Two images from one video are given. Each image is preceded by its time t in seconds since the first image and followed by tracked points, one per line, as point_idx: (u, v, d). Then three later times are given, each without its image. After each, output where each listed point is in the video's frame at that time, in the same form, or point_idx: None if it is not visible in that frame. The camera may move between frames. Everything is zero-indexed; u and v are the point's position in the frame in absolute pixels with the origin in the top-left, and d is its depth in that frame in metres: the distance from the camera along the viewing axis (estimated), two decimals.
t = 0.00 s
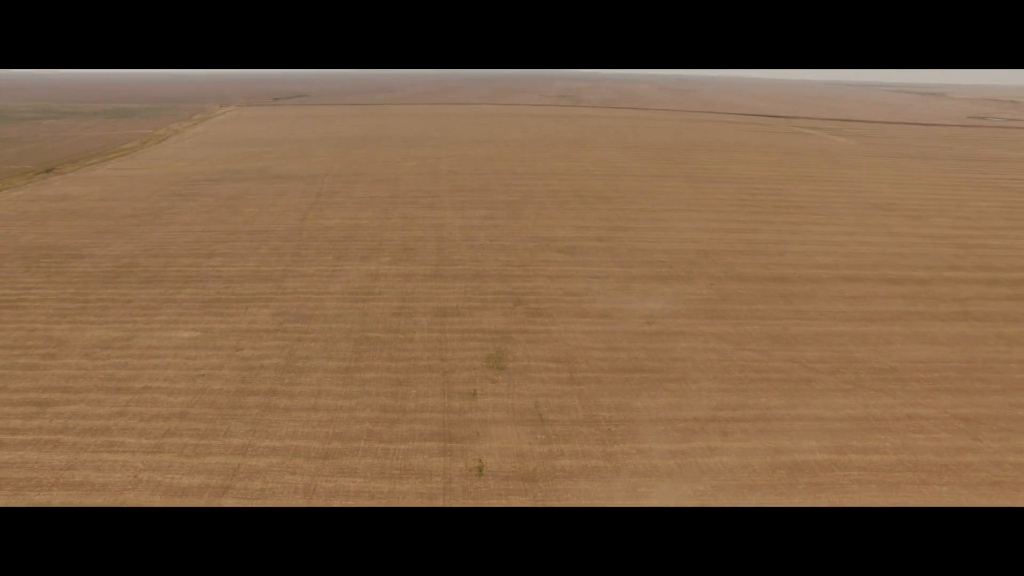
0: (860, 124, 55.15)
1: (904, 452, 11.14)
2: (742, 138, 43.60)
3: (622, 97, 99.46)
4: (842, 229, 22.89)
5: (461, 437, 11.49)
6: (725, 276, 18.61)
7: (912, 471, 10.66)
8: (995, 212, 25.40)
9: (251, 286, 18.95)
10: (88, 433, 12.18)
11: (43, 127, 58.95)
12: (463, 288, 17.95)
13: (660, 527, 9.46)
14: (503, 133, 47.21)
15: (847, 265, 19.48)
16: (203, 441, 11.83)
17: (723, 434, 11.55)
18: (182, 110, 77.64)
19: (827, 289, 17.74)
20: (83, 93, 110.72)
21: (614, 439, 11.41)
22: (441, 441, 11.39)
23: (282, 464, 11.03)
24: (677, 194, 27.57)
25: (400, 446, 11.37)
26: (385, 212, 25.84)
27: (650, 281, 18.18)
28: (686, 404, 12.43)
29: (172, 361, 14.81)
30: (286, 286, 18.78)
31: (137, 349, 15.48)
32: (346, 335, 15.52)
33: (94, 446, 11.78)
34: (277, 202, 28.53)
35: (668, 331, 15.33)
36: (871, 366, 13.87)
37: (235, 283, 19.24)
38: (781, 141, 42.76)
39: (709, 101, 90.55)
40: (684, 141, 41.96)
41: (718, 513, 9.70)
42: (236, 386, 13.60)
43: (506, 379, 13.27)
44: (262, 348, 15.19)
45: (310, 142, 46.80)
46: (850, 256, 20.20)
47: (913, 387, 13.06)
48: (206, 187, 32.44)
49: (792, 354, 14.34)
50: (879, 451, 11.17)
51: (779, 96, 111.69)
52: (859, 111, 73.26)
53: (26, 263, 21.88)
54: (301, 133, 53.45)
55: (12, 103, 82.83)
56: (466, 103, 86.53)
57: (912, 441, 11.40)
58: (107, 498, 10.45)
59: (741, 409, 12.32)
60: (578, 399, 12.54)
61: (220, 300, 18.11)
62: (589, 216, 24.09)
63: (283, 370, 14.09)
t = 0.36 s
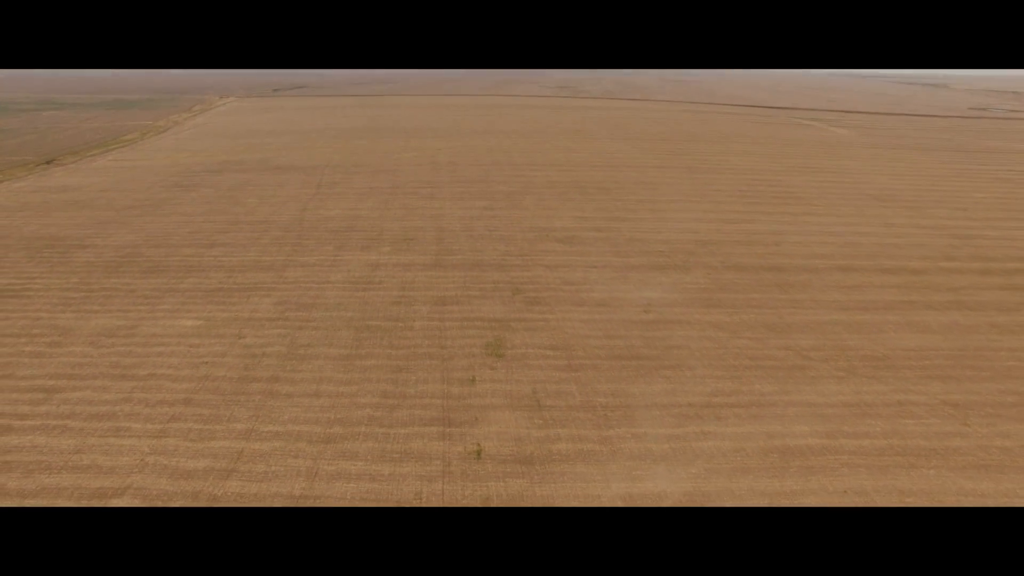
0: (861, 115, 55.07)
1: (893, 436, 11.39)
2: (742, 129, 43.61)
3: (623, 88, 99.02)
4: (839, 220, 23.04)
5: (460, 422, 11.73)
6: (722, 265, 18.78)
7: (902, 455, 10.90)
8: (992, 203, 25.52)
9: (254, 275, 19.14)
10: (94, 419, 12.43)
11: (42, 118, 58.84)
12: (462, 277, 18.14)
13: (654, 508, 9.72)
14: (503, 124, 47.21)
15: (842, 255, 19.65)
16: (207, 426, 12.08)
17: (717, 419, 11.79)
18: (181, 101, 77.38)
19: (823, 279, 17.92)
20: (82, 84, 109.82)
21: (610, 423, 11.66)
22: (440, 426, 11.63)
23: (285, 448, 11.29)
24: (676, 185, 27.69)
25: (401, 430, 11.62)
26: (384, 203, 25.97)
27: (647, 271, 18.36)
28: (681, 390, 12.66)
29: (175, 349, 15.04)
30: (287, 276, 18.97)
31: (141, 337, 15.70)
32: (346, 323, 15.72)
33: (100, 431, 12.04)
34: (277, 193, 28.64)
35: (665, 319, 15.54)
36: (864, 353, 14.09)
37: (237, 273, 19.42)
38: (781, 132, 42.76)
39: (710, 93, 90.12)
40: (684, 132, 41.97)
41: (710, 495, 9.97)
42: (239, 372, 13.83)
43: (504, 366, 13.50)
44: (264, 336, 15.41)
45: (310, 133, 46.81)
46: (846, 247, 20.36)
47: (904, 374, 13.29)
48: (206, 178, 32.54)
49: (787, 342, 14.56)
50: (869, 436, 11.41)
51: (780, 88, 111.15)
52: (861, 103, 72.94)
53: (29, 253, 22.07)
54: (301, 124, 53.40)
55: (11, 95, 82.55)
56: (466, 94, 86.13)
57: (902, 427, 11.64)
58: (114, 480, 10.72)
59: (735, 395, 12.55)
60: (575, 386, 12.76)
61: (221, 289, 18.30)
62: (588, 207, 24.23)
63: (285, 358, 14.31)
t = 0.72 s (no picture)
0: (861, 106, 54.94)
1: (884, 421, 11.63)
2: (741, 120, 43.60)
3: (624, 79, 98.44)
4: (837, 211, 23.12)
5: (459, 407, 11.98)
6: (718, 255, 18.98)
7: (891, 439, 11.15)
8: (989, 194, 25.64)
9: (255, 265, 19.32)
10: (100, 404, 12.68)
11: (42, 109, 58.78)
12: (461, 266, 18.34)
13: (647, 489, 9.97)
14: (503, 115, 47.18)
15: (838, 245, 19.82)
16: (212, 411, 12.35)
17: (711, 405, 12.00)
18: (181, 93, 77.29)
19: (819, 268, 18.09)
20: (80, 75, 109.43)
21: (606, 409, 11.88)
22: (440, 412, 11.88)
23: (288, 432, 11.54)
24: (675, 175, 27.77)
25: (401, 414, 11.87)
26: (384, 194, 26.08)
27: (645, 261, 18.54)
28: (677, 376, 12.89)
29: (179, 337, 15.26)
30: (288, 265, 19.17)
31: (145, 325, 15.93)
32: (347, 311, 15.95)
33: (106, 416, 12.28)
34: (277, 184, 28.77)
35: (661, 308, 15.73)
36: (857, 341, 14.33)
37: (239, 263, 19.62)
38: (782, 123, 42.69)
39: (711, 84, 89.72)
40: (684, 123, 41.90)
41: (703, 478, 10.24)
42: (241, 360, 14.05)
43: (502, 353, 13.74)
44: (266, 324, 15.64)
45: (310, 124, 46.78)
46: (843, 237, 20.47)
47: (896, 362, 13.51)
48: (206, 169, 32.63)
49: (781, 330, 14.79)
50: (860, 420, 11.66)
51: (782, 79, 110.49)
52: (863, 94, 72.63)
53: (33, 243, 22.28)
54: (300, 114, 53.34)
55: (11, 86, 82.51)
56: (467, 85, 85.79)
57: (892, 412, 11.89)
58: (122, 463, 11.00)
59: (729, 382, 12.78)
60: (572, 373, 12.98)
61: (224, 279, 18.51)
62: (587, 197, 24.36)
63: (287, 345, 14.54)
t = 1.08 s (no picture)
0: (861, 98, 54.88)
1: (874, 406, 11.89)
2: (742, 112, 43.57)
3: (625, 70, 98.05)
4: (835, 201, 23.24)
5: (458, 392, 12.23)
6: (715, 245, 19.15)
7: (881, 423, 11.40)
8: (986, 185, 25.75)
9: (256, 255, 19.51)
10: (107, 390, 12.94)
11: (41, 100, 58.73)
12: (461, 256, 18.52)
13: (641, 471, 10.24)
14: (503, 106, 47.16)
15: (835, 235, 19.98)
16: (215, 396, 12.60)
17: (705, 391, 12.25)
18: (180, 84, 77.11)
19: (814, 258, 18.29)
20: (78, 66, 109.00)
21: (602, 394, 12.12)
22: (440, 396, 12.13)
23: (290, 416, 11.80)
24: (674, 166, 27.87)
25: (401, 399, 12.13)
26: (384, 185, 26.21)
27: (642, 250, 18.72)
28: (672, 363, 13.14)
29: (182, 324, 15.50)
30: (289, 255, 19.37)
31: (149, 313, 16.17)
32: (348, 300, 16.16)
33: (113, 401, 12.55)
34: (278, 174, 28.90)
35: (658, 296, 15.94)
36: (849, 328, 14.57)
37: (240, 252, 19.83)
38: (781, 114, 42.69)
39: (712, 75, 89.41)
40: (683, 114, 41.91)
41: (696, 460, 10.51)
42: (244, 347, 14.29)
43: (501, 339, 13.97)
44: (268, 311, 15.87)
45: (309, 115, 46.79)
46: (840, 227, 20.64)
47: (888, 348, 13.74)
48: (207, 160, 32.76)
49: (776, 318, 15.00)
50: (851, 404, 11.91)
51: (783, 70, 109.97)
52: (864, 85, 72.44)
53: (36, 233, 22.47)
54: (300, 105, 53.27)
55: (8, 77, 82.33)
56: (466, 76, 85.48)
57: (882, 397, 12.14)
58: (130, 445, 11.27)
59: (723, 368, 13.02)
60: (569, 359, 13.21)
61: (226, 268, 18.72)
62: (586, 188, 24.51)
63: (289, 332, 14.78)
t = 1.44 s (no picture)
0: (861, 89, 54.77)
1: (865, 391, 12.13)
2: (741, 103, 43.61)
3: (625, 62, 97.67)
4: (833, 192, 23.37)
5: (457, 377, 12.49)
6: (712, 234, 19.32)
7: (871, 407, 11.66)
8: (984, 175, 25.89)
9: (258, 244, 19.71)
10: (113, 375, 13.21)
11: (41, 91, 58.70)
12: (460, 245, 18.73)
13: (636, 453, 10.50)
14: (503, 97, 47.14)
15: (831, 225, 20.16)
16: (220, 381, 12.87)
17: (699, 376, 12.49)
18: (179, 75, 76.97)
19: (810, 248, 18.47)
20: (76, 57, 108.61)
21: (598, 379, 12.37)
22: (439, 381, 12.39)
23: (293, 400, 12.07)
24: (672, 157, 27.99)
25: (402, 383, 12.39)
26: (384, 175, 26.35)
27: (640, 239, 18.93)
28: (667, 349, 13.37)
29: (186, 312, 15.74)
30: (290, 244, 19.58)
31: (153, 301, 16.40)
32: (349, 288, 16.40)
33: (119, 386, 12.82)
34: (278, 165, 29.02)
35: (655, 285, 16.14)
36: (843, 316, 14.79)
37: (242, 242, 20.04)
38: (781, 105, 42.69)
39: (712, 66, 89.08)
40: (683, 105, 41.94)
41: (689, 442, 10.77)
42: (247, 333, 14.55)
43: (499, 326, 14.21)
44: (270, 300, 16.10)
45: (309, 106, 46.78)
46: (836, 217, 20.80)
47: (880, 336, 13.97)
48: (207, 151, 32.86)
49: (770, 306, 15.21)
50: (842, 389, 12.16)
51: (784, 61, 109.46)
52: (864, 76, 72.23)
53: (40, 223, 22.67)
54: (300, 96, 53.20)
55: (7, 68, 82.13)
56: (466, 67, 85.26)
57: (874, 382, 12.38)
58: (136, 428, 11.55)
59: (717, 354, 13.25)
60: (566, 346, 13.44)
61: (228, 257, 18.92)
62: (585, 178, 24.66)
63: (290, 319, 15.02)
